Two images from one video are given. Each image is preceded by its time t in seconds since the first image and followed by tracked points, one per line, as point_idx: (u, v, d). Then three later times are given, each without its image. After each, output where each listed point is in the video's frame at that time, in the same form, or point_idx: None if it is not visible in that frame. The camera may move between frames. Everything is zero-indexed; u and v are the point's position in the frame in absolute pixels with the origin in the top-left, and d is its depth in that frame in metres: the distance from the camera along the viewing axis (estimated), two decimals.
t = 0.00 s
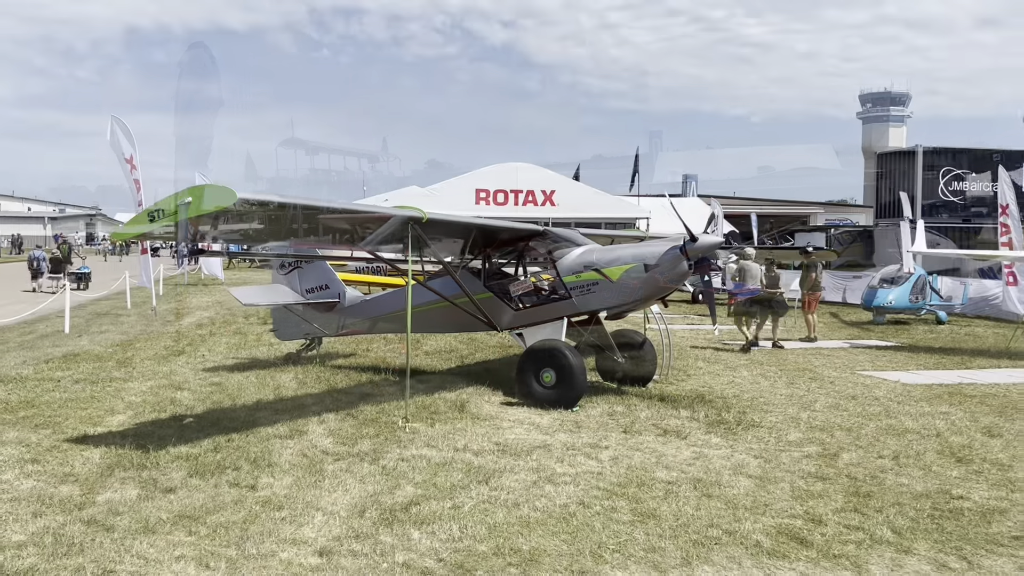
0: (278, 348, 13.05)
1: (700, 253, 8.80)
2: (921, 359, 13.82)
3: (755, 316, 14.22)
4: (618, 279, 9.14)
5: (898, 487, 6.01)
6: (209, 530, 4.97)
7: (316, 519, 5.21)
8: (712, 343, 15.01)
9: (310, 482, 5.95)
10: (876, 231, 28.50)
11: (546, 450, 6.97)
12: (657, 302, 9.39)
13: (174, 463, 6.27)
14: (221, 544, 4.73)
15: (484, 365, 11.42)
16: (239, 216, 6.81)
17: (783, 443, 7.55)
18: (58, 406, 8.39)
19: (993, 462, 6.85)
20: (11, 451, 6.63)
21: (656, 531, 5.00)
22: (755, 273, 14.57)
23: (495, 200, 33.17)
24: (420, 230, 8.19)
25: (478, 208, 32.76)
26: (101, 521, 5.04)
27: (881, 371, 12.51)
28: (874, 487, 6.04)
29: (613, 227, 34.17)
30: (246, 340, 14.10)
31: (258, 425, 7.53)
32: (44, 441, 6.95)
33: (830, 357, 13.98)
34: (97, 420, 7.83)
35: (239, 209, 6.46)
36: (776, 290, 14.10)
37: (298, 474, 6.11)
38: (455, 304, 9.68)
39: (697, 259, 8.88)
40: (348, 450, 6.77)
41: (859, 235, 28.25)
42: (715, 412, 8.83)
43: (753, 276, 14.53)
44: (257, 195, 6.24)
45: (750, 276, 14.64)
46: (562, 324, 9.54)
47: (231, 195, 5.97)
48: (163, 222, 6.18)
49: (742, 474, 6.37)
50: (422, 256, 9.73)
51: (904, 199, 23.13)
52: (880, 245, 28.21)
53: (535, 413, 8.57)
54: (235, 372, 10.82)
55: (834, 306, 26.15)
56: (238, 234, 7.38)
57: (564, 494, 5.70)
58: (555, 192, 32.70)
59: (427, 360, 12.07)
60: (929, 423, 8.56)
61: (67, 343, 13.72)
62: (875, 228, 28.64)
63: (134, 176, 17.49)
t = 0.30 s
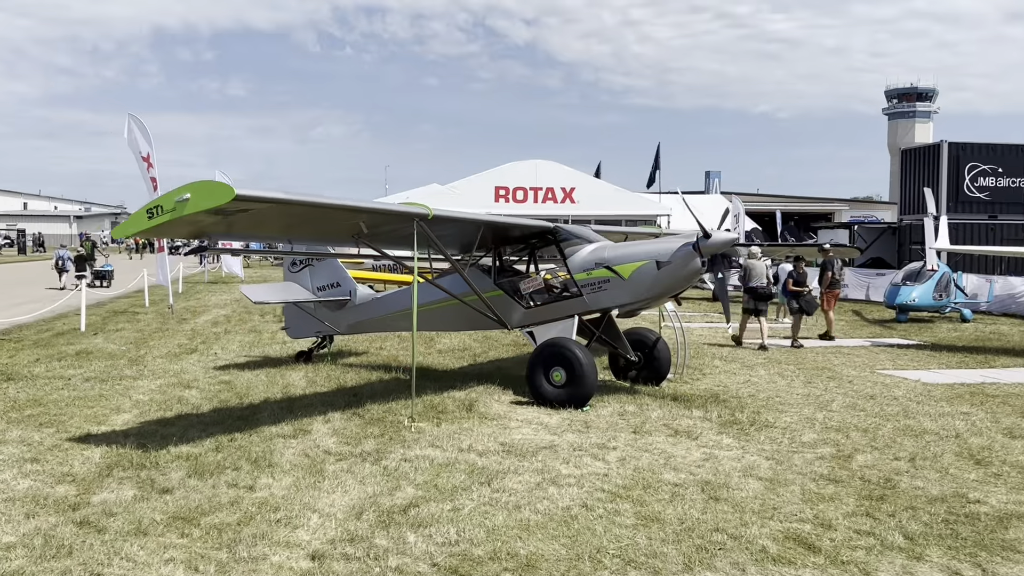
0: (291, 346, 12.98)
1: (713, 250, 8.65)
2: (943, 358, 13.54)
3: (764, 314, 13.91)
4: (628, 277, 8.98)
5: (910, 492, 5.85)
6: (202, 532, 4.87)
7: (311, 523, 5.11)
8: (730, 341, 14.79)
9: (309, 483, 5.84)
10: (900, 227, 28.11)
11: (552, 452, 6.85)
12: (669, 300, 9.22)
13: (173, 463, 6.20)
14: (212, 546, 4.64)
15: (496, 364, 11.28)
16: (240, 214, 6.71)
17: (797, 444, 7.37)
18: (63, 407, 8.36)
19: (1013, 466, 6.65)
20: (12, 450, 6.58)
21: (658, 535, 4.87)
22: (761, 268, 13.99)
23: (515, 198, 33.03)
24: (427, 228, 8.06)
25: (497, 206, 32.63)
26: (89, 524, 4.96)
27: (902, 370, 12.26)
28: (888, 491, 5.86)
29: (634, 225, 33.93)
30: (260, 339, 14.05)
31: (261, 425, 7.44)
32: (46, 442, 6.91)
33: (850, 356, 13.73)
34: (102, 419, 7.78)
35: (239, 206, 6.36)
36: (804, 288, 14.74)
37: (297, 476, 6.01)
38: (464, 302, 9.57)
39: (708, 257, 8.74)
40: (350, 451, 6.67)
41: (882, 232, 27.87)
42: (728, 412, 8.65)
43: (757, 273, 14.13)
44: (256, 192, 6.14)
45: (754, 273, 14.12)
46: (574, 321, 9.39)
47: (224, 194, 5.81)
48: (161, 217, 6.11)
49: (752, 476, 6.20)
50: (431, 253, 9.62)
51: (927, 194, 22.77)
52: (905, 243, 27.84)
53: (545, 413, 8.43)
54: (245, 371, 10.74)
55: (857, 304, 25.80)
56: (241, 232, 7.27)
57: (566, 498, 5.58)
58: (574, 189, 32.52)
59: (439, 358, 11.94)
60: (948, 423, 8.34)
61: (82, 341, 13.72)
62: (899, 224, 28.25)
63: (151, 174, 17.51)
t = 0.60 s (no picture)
0: (304, 344, 12.92)
1: (727, 248, 8.43)
2: (968, 357, 13.23)
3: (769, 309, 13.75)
4: (640, 275, 8.79)
5: (926, 498, 5.64)
6: (192, 535, 4.78)
7: (304, 527, 4.99)
8: (749, 339, 14.55)
9: (307, 485, 5.73)
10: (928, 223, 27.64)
11: (558, 453, 6.69)
12: (683, 298, 9.02)
13: (171, 464, 6.11)
14: (200, 551, 4.54)
15: (509, 362, 11.14)
16: (240, 210, 6.61)
17: (811, 447, 7.17)
18: (69, 405, 8.32)
19: None
20: (12, 450, 6.53)
21: (659, 542, 4.71)
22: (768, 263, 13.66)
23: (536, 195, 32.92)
24: (432, 225, 7.94)
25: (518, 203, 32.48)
26: (79, 526, 4.88)
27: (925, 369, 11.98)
28: (902, 496, 5.66)
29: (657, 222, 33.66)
30: (275, 336, 14.00)
31: (265, 425, 7.35)
32: (48, 441, 6.86)
33: (872, 355, 13.46)
34: (107, 417, 7.73)
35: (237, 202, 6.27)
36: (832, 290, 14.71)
37: (295, 477, 5.90)
38: (474, 300, 9.44)
39: (723, 254, 8.52)
40: (352, 451, 6.55)
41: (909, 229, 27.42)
42: (743, 414, 8.46)
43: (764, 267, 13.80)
44: (253, 189, 6.05)
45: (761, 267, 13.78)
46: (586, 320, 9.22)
47: (216, 192, 5.70)
48: (161, 215, 6.06)
49: (761, 480, 6.02)
50: (440, 251, 9.50)
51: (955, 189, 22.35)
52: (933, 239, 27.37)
53: (554, 412, 8.29)
54: (256, 369, 10.68)
55: (883, 301, 25.40)
56: (244, 229, 7.17)
57: (568, 502, 5.42)
58: (596, 186, 32.29)
59: (452, 357, 11.82)
60: (970, 425, 8.10)
61: (98, 339, 13.76)
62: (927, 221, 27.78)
63: (169, 171, 17.53)
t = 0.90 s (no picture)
0: (320, 343, 12.87)
1: (742, 246, 8.22)
2: (997, 358, 12.90)
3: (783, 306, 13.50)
4: (652, 274, 8.63)
5: (939, 508, 5.42)
6: (179, 540, 4.70)
7: (294, 532, 4.89)
8: (771, 339, 14.31)
9: (303, 488, 5.64)
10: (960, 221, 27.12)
11: (564, 457, 6.55)
12: (697, 297, 8.84)
13: (169, 466, 6.04)
14: (185, 556, 4.47)
15: (523, 362, 11.01)
16: (240, 209, 6.54)
17: (825, 451, 6.96)
18: (78, 405, 8.29)
19: None
20: (13, 450, 6.50)
21: (656, 552, 4.56)
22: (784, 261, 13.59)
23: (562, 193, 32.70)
24: (438, 224, 7.83)
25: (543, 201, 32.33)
26: (64, 529, 4.81)
27: (951, 370, 11.68)
28: (916, 505, 5.45)
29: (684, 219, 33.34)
30: (292, 335, 13.96)
31: (269, 425, 7.28)
32: (51, 441, 6.82)
33: (897, 356, 13.17)
34: (113, 417, 7.69)
35: (236, 200, 6.20)
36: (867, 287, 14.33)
37: (291, 480, 5.81)
38: (485, 300, 9.33)
39: (738, 253, 8.32)
40: (354, 454, 6.45)
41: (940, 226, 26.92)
42: (758, 416, 8.27)
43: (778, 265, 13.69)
44: (250, 189, 5.96)
45: (777, 265, 13.71)
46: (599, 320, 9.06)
47: (212, 190, 5.63)
48: (157, 214, 5.96)
49: (769, 486, 5.83)
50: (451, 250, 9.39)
51: (987, 186, 21.88)
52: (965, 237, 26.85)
53: (564, 414, 8.14)
54: (269, 368, 10.63)
55: (913, 300, 24.94)
56: (247, 228, 7.10)
57: (566, 509, 5.28)
58: (622, 183, 32.03)
59: (467, 356, 11.71)
60: (992, 429, 7.85)
61: (117, 337, 13.79)
62: (959, 218, 27.27)
63: (190, 170, 17.58)
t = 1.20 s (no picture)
0: (335, 341, 12.83)
1: (754, 244, 8.04)
2: None
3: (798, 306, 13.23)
4: (661, 272, 8.48)
5: (945, 516, 5.22)
6: (160, 541, 4.64)
7: (276, 533, 4.82)
8: (791, 338, 14.08)
9: (293, 489, 5.57)
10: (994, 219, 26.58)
11: (562, 459, 6.43)
12: (708, 296, 8.67)
13: (162, 465, 6.00)
14: (162, 558, 4.40)
15: (535, 362, 10.88)
16: (236, 206, 6.50)
17: (833, 454, 6.77)
18: (84, 402, 8.30)
19: None
20: (11, 447, 6.49)
21: (642, 559, 4.42)
22: (799, 260, 13.44)
23: (588, 191, 32.57)
24: (441, 221, 7.75)
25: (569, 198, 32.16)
26: (47, 527, 4.78)
27: (975, 372, 11.39)
28: (921, 511, 5.26)
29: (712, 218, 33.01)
30: (309, 334, 13.94)
31: (269, 425, 7.23)
32: (50, 439, 6.80)
33: (921, 357, 12.87)
34: (115, 415, 7.68)
35: (230, 197, 6.16)
36: (899, 289, 13.59)
37: (282, 480, 5.75)
38: (492, 298, 9.23)
39: (749, 251, 8.14)
40: (350, 454, 6.37)
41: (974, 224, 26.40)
42: (768, 418, 8.09)
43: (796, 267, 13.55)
44: (243, 186, 5.91)
45: (792, 265, 13.53)
46: (608, 319, 8.92)
47: (203, 187, 5.59)
48: (149, 212, 5.92)
49: (770, 491, 5.66)
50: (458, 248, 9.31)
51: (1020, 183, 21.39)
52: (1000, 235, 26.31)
53: (569, 415, 8.02)
54: (279, 366, 10.59)
55: (945, 299, 24.46)
56: (246, 226, 7.08)
57: (556, 513, 5.16)
58: (649, 181, 31.78)
59: (480, 356, 11.61)
60: (1011, 434, 7.60)
61: (135, 335, 13.84)
62: (993, 216, 26.73)
63: (212, 169, 17.65)
